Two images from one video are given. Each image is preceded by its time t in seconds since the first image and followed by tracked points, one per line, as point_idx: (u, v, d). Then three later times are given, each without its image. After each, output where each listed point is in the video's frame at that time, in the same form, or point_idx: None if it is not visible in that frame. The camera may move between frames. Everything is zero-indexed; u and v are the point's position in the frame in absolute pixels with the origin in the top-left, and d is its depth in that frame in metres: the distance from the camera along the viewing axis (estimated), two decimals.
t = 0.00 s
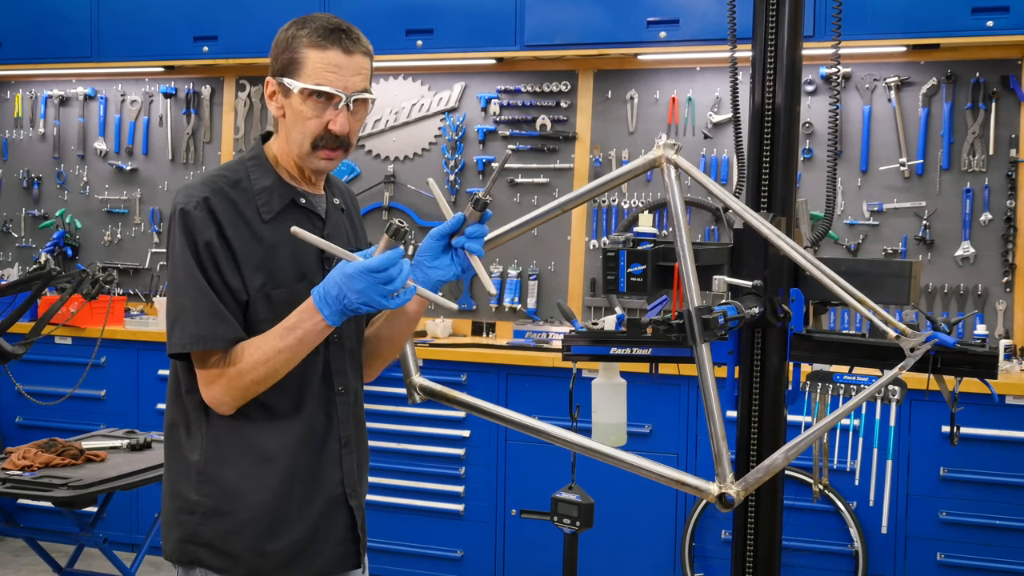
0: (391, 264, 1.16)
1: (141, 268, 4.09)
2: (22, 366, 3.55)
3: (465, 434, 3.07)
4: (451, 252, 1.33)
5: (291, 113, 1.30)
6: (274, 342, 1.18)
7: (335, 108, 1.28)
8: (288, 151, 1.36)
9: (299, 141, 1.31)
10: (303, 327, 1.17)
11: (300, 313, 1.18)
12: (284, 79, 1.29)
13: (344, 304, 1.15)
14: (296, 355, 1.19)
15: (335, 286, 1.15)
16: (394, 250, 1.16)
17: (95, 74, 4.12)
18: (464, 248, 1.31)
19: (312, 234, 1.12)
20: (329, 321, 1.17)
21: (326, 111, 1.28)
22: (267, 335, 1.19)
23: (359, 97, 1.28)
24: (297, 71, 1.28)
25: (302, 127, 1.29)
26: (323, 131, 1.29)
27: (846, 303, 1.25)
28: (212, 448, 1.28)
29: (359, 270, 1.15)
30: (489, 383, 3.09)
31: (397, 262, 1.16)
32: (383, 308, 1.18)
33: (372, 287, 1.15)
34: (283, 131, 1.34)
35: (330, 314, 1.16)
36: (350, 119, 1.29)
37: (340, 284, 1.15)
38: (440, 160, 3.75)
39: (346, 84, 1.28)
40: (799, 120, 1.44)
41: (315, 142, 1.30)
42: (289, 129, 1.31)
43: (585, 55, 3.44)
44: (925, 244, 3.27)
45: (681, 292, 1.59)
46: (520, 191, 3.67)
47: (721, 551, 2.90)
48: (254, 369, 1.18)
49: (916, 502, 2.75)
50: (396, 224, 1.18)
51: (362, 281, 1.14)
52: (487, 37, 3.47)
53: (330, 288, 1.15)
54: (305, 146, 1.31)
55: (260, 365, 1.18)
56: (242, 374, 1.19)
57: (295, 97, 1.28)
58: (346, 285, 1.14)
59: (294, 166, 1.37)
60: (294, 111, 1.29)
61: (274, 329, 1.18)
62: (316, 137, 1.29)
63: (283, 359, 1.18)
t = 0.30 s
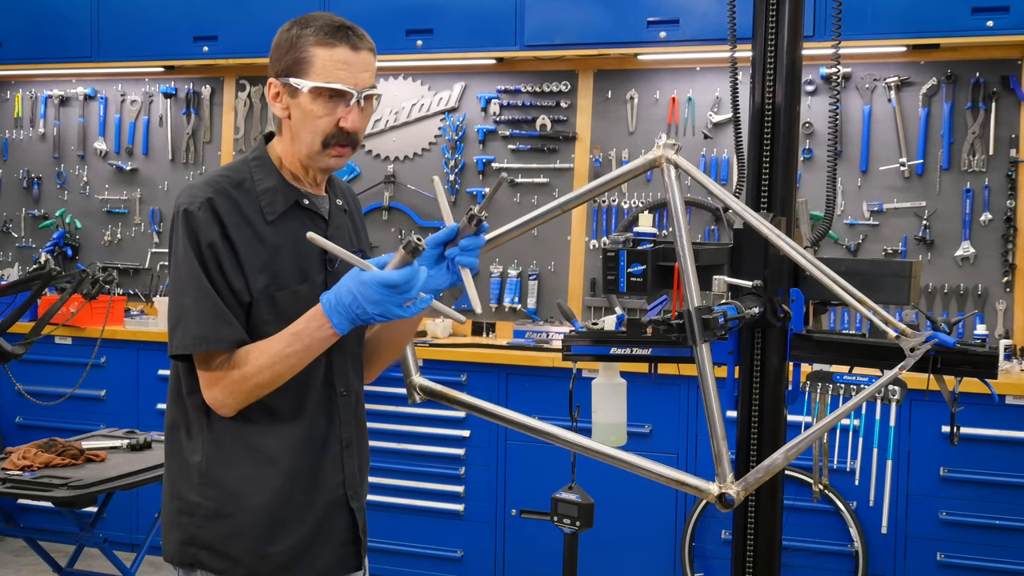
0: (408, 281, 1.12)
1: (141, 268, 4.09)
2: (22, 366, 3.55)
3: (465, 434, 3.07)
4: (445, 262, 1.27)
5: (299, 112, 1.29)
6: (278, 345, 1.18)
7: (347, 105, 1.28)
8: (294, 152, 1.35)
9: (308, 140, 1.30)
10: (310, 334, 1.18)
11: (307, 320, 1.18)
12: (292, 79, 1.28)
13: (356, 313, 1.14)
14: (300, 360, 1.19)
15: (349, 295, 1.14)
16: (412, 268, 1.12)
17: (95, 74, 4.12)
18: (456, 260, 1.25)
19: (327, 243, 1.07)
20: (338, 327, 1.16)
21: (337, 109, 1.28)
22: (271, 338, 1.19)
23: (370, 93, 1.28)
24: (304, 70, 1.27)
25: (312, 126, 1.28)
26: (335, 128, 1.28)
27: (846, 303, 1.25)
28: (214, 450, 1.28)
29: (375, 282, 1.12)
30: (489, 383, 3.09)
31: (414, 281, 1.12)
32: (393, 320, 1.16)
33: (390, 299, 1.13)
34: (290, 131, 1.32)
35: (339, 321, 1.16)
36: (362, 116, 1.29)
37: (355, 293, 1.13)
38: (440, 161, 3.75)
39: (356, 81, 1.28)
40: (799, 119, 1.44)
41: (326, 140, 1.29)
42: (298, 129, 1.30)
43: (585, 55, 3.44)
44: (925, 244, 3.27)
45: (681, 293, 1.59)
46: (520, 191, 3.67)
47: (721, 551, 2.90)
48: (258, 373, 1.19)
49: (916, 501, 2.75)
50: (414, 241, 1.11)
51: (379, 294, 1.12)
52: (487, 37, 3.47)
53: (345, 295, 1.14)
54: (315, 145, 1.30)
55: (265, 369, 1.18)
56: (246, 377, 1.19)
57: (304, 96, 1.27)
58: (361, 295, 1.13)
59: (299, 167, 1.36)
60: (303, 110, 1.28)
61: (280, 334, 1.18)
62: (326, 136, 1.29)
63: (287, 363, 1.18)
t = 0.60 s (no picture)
0: (435, 302, 1.16)
1: (141, 268, 4.09)
2: (22, 366, 3.55)
3: (465, 434, 3.07)
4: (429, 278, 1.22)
5: (304, 107, 1.28)
6: (293, 351, 1.19)
7: (354, 94, 1.28)
8: (298, 148, 1.35)
9: (316, 134, 1.30)
10: (329, 343, 1.19)
11: (325, 330, 1.19)
12: (294, 75, 1.27)
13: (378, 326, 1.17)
14: (313, 365, 1.20)
15: (375, 310, 1.15)
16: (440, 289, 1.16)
17: (95, 75, 4.12)
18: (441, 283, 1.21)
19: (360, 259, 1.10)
20: (355, 336, 1.19)
21: (345, 98, 1.28)
22: (285, 343, 1.20)
23: (376, 81, 1.30)
24: (308, 64, 1.27)
25: (320, 119, 1.28)
26: (344, 118, 1.28)
27: (846, 303, 1.25)
28: (217, 451, 1.28)
29: (406, 301, 1.15)
30: (489, 383, 3.09)
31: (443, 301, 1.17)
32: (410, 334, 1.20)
33: (417, 317, 1.17)
34: (295, 128, 1.32)
35: (357, 331, 1.18)
36: (370, 104, 1.30)
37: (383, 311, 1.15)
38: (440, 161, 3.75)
39: (363, 68, 1.28)
40: (799, 120, 1.44)
41: (335, 131, 1.29)
42: (304, 124, 1.29)
43: (585, 55, 3.44)
44: (925, 244, 3.27)
45: (681, 293, 1.59)
46: (520, 191, 3.67)
47: (721, 551, 2.90)
48: (271, 378, 1.20)
49: (916, 502, 2.75)
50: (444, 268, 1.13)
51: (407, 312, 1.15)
52: (487, 37, 3.47)
53: (369, 309, 1.16)
54: (323, 137, 1.30)
55: (278, 374, 1.19)
56: (257, 381, 1.20)
57: (309, 89, 1.27)
58: (388, 312, 1.15)
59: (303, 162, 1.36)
60: (309, 103, 1.28)
61: (294, 342, 1.19)
62: (335, 126, 1.29)
63: (302, 368, 1.20)
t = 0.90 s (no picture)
0: (432, 298, 1.18)
1: (141, 268, 4.09)
2: (22, 366, 3.55)
3: (465, 434, 3.07)
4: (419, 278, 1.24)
5: (292, 102, 1.29)
6: (289, 354, 1.19)
7: (337, 87, 1.28)
8: (292, 146, 1.35)
9: (303, 129, 1.30)
10: (325, 344, 1.19)
11: (321, 331, 1.20)
12: (282, 71, 1.29)
13: (376, 328, 1.17)
14: (308, 366, 1.20)
15: (373, 312, 1.16)
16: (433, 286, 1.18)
17: (95, 75, 4.12)
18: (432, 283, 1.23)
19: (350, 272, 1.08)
20: (352, 338, 1.19)
21: (329, 92, 1.28)
22: (281, 345, 1.20)
23: (360, 74, 1.29)
24: (295, 59, 1.28)
25: (305, 113, 1.28)
26: (328, 112, 1.28)
27: (846, 303, 1.25)
28: (216, 451, 1.28)
29: (404, 301, 1.16)
30: (489, 383, 3.09)
31: (438, 296, 1.19)
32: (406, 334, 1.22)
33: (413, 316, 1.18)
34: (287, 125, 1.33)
35: (354, 332, 1.18)
36: (354, 98, 1.29)
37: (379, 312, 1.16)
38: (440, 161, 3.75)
39: (345, 62, 1.29)
40: (799, 119, 1.44)
41: (321, 125, 1.29)
42: (293, 120, 1.30)
43: (585, 55, 3.43)
44: (925, 244, 3.27)
45: (681, 293, 1.59)
46: (520, 191, 3.67)
47: (721, 551, 2.90)
48: (267, 379, 1.20)
49: (916, 501, 2.75)
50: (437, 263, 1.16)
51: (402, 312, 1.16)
52: (487, 36, 3.47)
53: (368, 311, 1.16)
54: (310, 132, 1.30)
55: (274, 375, 1.19)
56: (253, 382, 1.20)
57: (295, 84, 1.28)
58: (389, 313, 1.16)
59: (299, 160, 1.36)
60: (296, 98, 1.29)
61: (290, 344, 1.19)
62: (321, 120, 1.29)
63: (298, 370, 1.20)
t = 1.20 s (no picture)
0: (427, 297, 1.18)
1: (141, 268, 4.09)
2: (22, 366, 3.55)
3: (465, 434, 3.07)
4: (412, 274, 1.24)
5: (295, 103, 1.30)
6: (285, 355, 1.19)
7: (340, 90, 1.28)
8: (295, 147, 1.35)
9: (304, 131, 1.30)
10: (321, 346, 1.20)
11: (316, 332, 1.20)
12: (286, 72, 1.29)
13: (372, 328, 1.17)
14: (305, 367, 1.21)
15: (368, 313, 1.16)
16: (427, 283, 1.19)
17: (95, 75, 4.12)
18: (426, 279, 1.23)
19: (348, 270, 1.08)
20: (347, 338, 1.19)
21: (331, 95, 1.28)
22: (278, 346, 1.21)
23: (363, 77, 1.29)
24: (298, 59, 1.29)
25: (307, 114, 1.29)
26: (329, 115, 1.28)
27: (846, 303, 1.25)
28: (215, 450, 1.28)
29: (399, 300, 1.16)
30: (488, 383, 3.09)
31: (433, 295, 1.19)
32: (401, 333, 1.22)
33: (408, 314, 1.17)
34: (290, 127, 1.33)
35: (349, 333, 1.18)
36: (355, 101, 1.29)
37: (375, 311, 1.16)
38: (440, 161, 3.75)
39: (348, 65, 1.29)
40: (799, 120, 1.44)
41: (322, 128, 1.29)
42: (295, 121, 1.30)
43: (585, 55, 3.43)
44: (925, 244, 3.27)
45: (681, 293, 1.59)
46: (520, 191, 3.67)
47: (721, 551, 2.90)
48: (263, 379, 1.20)
49: (916, 501, 2.75)
50: (431, 262, 1.16)
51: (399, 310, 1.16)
52: (487, 36, 3.47)
53: (364, 312, 1.16)
54: (311, 134, 1.30)
55: (271, 375, 1.20)
56: (249, 382, 1.20)
57: (299, 86, 1.29)
58: (384, 313, 1.16)
59: (302, 161, 1.36)
60: (300, 99, 1.29)
61: (286, 345, 1.20)
62: (322, 122, 1.29)
63: (295, 371, 1.20)
